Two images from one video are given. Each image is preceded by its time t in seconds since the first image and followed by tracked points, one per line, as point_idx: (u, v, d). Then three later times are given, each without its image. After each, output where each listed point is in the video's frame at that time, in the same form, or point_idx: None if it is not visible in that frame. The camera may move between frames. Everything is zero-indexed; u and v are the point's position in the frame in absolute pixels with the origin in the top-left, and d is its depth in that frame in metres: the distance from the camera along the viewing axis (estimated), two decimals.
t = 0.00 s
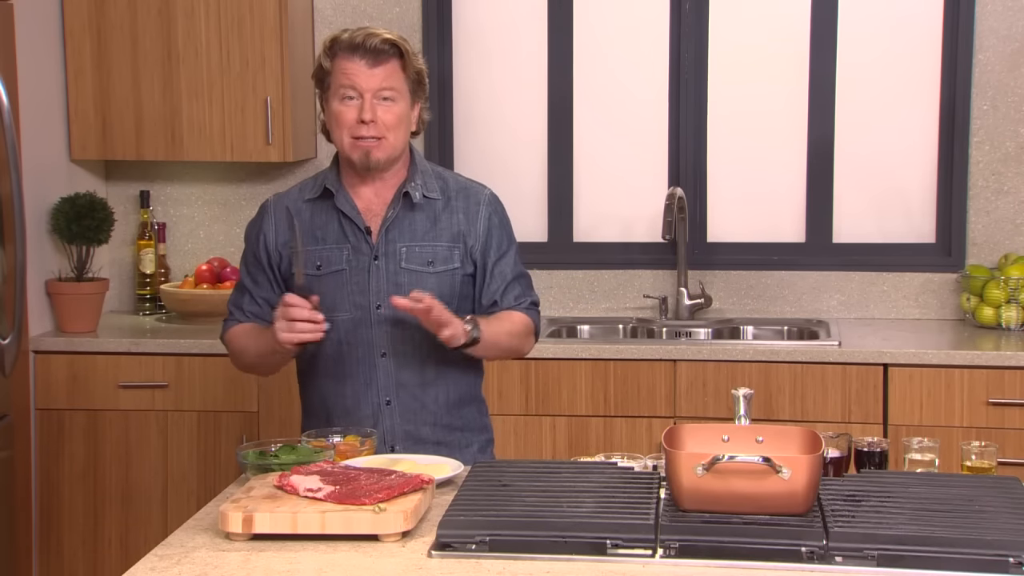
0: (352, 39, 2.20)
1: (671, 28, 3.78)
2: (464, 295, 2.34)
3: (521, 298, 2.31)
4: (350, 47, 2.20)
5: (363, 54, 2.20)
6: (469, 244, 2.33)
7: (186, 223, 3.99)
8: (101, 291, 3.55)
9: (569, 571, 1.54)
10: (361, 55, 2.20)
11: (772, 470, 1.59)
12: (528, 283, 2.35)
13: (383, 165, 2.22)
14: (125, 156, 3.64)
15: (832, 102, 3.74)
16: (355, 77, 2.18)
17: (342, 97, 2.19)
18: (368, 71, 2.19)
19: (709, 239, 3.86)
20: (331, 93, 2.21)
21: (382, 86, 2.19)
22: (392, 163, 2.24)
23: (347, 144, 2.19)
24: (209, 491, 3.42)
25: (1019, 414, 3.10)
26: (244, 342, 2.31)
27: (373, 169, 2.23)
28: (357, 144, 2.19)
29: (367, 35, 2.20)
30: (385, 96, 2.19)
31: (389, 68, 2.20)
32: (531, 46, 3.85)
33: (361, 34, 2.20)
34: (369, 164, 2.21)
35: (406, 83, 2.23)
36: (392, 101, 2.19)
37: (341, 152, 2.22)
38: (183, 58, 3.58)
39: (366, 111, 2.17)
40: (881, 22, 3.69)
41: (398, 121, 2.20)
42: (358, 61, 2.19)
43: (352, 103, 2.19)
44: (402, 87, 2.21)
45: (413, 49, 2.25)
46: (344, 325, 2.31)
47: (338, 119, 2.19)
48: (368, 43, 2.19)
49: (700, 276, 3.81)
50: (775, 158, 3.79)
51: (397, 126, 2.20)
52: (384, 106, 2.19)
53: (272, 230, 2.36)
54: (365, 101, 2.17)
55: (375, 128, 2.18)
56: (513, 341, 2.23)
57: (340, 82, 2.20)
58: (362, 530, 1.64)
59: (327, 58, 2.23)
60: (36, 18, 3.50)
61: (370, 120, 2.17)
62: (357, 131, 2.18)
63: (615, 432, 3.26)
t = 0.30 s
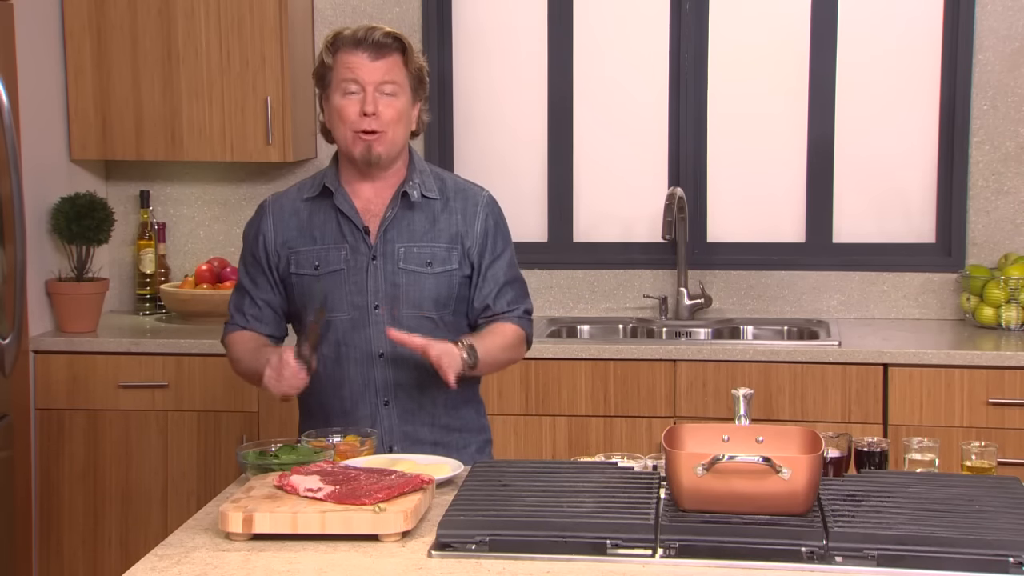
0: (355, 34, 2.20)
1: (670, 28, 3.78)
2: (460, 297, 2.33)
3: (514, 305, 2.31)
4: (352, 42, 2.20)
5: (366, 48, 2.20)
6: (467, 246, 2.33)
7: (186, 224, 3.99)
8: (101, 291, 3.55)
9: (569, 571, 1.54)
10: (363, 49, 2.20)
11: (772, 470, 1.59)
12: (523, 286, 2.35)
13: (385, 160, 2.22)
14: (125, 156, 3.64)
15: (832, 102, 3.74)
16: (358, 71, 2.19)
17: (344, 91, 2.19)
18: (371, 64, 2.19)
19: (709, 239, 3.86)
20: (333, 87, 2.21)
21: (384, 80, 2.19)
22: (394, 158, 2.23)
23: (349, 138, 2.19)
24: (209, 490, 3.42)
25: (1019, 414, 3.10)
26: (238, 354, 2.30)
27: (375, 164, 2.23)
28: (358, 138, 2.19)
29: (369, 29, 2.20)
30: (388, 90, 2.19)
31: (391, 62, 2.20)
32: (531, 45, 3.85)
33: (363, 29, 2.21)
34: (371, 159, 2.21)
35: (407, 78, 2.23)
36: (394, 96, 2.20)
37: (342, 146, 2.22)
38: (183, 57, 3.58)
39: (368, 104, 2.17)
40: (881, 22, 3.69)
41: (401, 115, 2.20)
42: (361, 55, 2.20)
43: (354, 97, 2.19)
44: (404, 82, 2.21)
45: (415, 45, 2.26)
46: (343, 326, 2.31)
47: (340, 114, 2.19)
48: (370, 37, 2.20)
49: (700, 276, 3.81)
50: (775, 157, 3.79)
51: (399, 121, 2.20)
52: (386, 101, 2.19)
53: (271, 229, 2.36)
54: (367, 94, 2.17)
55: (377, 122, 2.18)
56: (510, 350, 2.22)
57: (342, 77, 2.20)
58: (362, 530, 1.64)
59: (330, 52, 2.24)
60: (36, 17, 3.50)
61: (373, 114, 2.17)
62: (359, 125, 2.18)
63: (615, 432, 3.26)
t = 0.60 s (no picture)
0: (356, 36, 2.20)
1: (671, 28, 3.78)
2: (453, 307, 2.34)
3: (514, 304, 2.32)
4: (353, 43, 2.20)
5: (367, 50, 2.20)
6: (467, 246, 2.33)
7: (187, 223, 3.99)
8: (101, 291, 3.55)
9: (568, 571, 1.54)
10: (364, 51, 2.20)
11: (772, 470, 1.59)
12: (522, 287, 2.35)
13: (386, 163, 2.22)
14: (125, 156, 3.64)
15: (832, 102, 3.74)
16: (359, 73, 2.19)
17: (345, 93, 2.19)
18: (371, 67, 2.19)
19: (709, 239, 3.86)
20: (334, 88, 2.21)
21: (385, 82, 2.19)
22: (394, 161, 2.23)
23: (349, 141, 2.19)
24: (209, 490, 3.42)
25: (1019, 414, 3.10)
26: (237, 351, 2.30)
27: (376, 167, 2.23)
28: (359, 140, 2.19)
29: (370, 31, 2.20)
30: (389, 93, 2.19)
31: (392, 64, 2.20)
32: (531, 46, 3.85)
33: (364, 30, 2.21)
34: (371, 162, 2.21)
35: (408, 80, 2.23)
36: (394, 98, 2.20)
37: (343, 148, 2.22)
38: (183, 57, 3.58)
39: (369, 107, 2.17)
40: (881, 23, 3.69)
41: (401, 118, 2.20)
42: (361, 57, 2.19)
43: (355, 99, 2.19)
44: (405, 84, 2.21)
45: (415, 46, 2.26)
46: (341, 326, 2.31)
47: (340, 116, 2.19)
48: (371, 39, 2.19)
49: (700, 276, 3.81)
50: (775, 157, 3.79)
51: (400, 123, 2.21)
52: (387, 103, 2.19)
53: (271, 228, 2.36)
54: (368, 97, 2.18)
55: (379, 124, 2.18)
56: (509, 345, 2.25)
57: (343, 78, 2.20)
58: (362, 530, 1.64)
59: (330, 53, 2.23)
60: (36, 17, 3.50)
61: (374, 116, 2.17)
62: (360, 127, 2.18)
63: (615, 432, 3.26)
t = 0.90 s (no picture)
0: (356, 36, 2.19)
1: (671, 28, 3.78)
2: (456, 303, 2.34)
3: (512, 307, 2.32)
4: (353, 44, 2.19)
5: (367, 51, 2.19)
6: (467, 246, 2.33)
7: (187, 224, 3.99)
8: (101, 291, 3.55)
9: (569, 571, 1.54)
10: (364, 52, 2.19)
11: (772, 470, 1.59)
12: (522, 287, 2.36)
13: (385, 164, 2.23)
14: (125, 155, 3.64)
15: (832, 102, 3.74)
16: (358, 74, 2.18)
17: (344, 94, 2.19)
18: (371, 68, 2.19)
19: (709, 239, 3.86)
20: (333, 88, 2.21)
21: (385, 84, 2.19)
22: (394, 161, 2.24)
23: (348, 142, 2.20)
24: (209, 491, 3.42)
25: (1019, 414, 3.10)
26: (234, 350, 2.30)
27: (375, 167, 2.23)
28: (358, 142, 2.19)
29: (370, 32, 2.19)
30: (388, 94, 2.19)
31: (392, 65, 2.20)
32: (531, 45, 3.85)
33: (365, 30, 2.20)
34: (370, 163, 2.22)
35: (407, 80, 2.23)
36: (394, 99, 2.20)
37: (341, 148, 2.23)
38: (183, 57, 3.58)
39: (368, 109, 2.17)
40: (881, 22, 3.68)
41: (401, 119, 2.20)
42: (361, 58, 2.19)
43: (354, 100, 2.19)
44: (405, 85, 2.21)
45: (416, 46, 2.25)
46: (342, 325, 2.31)
47: (339, 117, 2.19)
48: (371, 40, 2.19)
49: (700, 276, 3.81)
50: (775, 157, 3.79)
51: (399, 124, 2.21)
52: (386, 104, 2.19)
53: (271, 228, 2.36)
54: (367, 99, 2.18)
55: (377, 126, 2.18)
56: (508, 353, 2.23)
57: (343, 79, 2.19)
58: (362, 530, 1.64)
59: (330, 53, 2.23)
60: (36, 17, 3.50)
61: (373, 118, 2.17)
62: (359, 128, 2.18)
63: (615, 432, 3.26)
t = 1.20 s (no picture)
0: (361, 31, 2.20)
1: (671, 28, 3.78)
2: (462, 289, 2.33)
3: (515, 300, 2.30)
4: (357, 39, 2.20)
5: (371, 46, 2.20)
6: (467, 244, 2.33)
7: (187, 224, 3.99)
8: (102, 291, 3.55)
9: (568, 571, 1.54)
10: (368, 48, 2.20)
11: (772, 470, 1.59)
12: (523, 284, 2.35)
13: (383, 162, 2.22)
14: (125, 155, 3.64)
15: (832, 102, 3.74)
16: (361, 69, 2.19)
17: (346, 87, 2.19)
18: (375, 63, 2.19)
19: (709, 239, 3.86)
20: (336, 83, 2.22)
21: (387, 79, 2.19)
22: (393, 160, 2.23)
23: (348, 135, 2.19)
24: (209, 490, 3.42)
25: (1019, 414, 3.10)
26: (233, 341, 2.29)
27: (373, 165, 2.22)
28: (358, 136, 2.19)
29: (375, 28, 2.21)
30: (390, 89, 2.19)
31: (395, 61, 2.21)
32: (531, 45, 3.85)
33: (370, 27, 2.21)
34: (368, 159, 2.20)
35: (410, 78, 2.23)
36: (396, 95, 2.20)
37: (341, 142, 2.22)
38: (183, 57, 3.58)
39: (369, 101, 2.17)
40: (881, 22, 3.69)
41: (402, 115, 2.20)
42: (365, 53, 2.20)
43: (356, 94, 2.19)
44: (407, 83, 2.22)
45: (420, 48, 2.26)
46: (341, 324, 2.31)
47: (341, 110, 2.18)
48: (376, 36, 2.20)
49: (700, 276, 3.81)
50: (775, 157, 3.79)
51: (400, 121, 2.20)
52: (387, 99, 2.19)
53: (271, 226, 2.37)
54: (369, 92, 2.17)
55: (378, 120, 2.17)
56: (511, 338, 2.22)
57: (346, 73, 2.20)
58: (362, 530, 1.64)
59: (335, 48, 2.23)
60: (36, 17, 3.50)
61: (374, 111, 2.16)
62: (359, 121, 2.17)
63: (615, 432, 3.26)
